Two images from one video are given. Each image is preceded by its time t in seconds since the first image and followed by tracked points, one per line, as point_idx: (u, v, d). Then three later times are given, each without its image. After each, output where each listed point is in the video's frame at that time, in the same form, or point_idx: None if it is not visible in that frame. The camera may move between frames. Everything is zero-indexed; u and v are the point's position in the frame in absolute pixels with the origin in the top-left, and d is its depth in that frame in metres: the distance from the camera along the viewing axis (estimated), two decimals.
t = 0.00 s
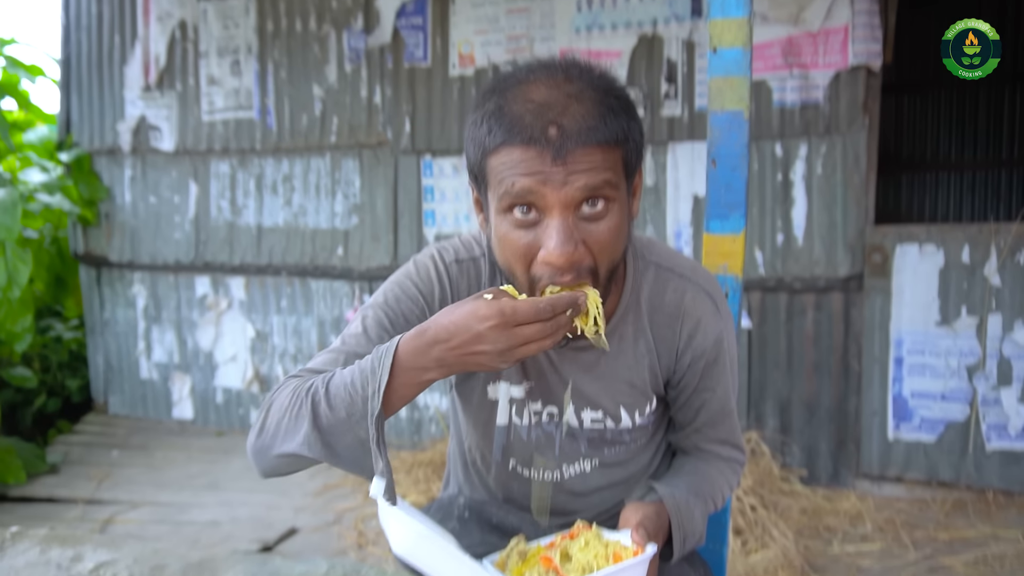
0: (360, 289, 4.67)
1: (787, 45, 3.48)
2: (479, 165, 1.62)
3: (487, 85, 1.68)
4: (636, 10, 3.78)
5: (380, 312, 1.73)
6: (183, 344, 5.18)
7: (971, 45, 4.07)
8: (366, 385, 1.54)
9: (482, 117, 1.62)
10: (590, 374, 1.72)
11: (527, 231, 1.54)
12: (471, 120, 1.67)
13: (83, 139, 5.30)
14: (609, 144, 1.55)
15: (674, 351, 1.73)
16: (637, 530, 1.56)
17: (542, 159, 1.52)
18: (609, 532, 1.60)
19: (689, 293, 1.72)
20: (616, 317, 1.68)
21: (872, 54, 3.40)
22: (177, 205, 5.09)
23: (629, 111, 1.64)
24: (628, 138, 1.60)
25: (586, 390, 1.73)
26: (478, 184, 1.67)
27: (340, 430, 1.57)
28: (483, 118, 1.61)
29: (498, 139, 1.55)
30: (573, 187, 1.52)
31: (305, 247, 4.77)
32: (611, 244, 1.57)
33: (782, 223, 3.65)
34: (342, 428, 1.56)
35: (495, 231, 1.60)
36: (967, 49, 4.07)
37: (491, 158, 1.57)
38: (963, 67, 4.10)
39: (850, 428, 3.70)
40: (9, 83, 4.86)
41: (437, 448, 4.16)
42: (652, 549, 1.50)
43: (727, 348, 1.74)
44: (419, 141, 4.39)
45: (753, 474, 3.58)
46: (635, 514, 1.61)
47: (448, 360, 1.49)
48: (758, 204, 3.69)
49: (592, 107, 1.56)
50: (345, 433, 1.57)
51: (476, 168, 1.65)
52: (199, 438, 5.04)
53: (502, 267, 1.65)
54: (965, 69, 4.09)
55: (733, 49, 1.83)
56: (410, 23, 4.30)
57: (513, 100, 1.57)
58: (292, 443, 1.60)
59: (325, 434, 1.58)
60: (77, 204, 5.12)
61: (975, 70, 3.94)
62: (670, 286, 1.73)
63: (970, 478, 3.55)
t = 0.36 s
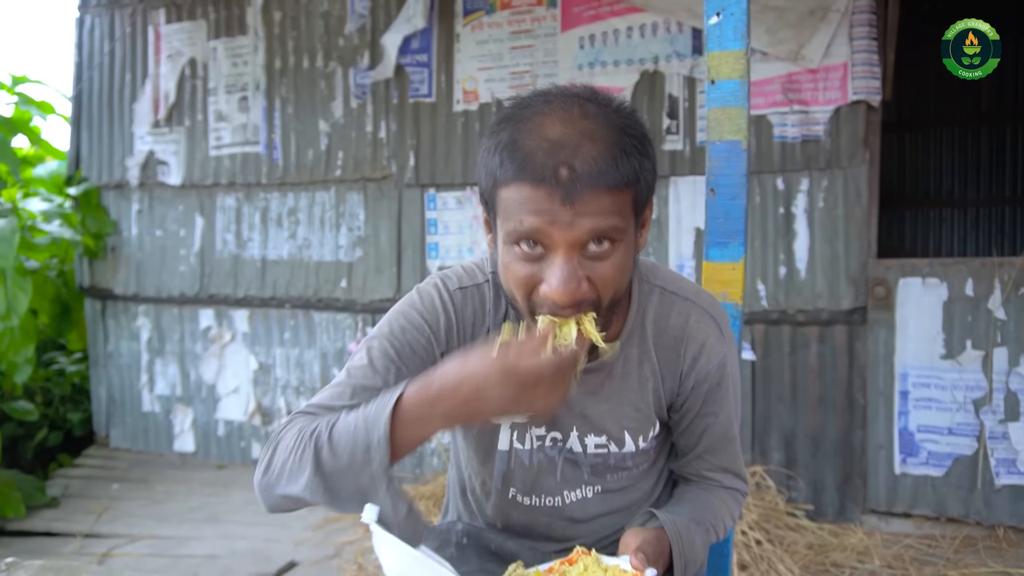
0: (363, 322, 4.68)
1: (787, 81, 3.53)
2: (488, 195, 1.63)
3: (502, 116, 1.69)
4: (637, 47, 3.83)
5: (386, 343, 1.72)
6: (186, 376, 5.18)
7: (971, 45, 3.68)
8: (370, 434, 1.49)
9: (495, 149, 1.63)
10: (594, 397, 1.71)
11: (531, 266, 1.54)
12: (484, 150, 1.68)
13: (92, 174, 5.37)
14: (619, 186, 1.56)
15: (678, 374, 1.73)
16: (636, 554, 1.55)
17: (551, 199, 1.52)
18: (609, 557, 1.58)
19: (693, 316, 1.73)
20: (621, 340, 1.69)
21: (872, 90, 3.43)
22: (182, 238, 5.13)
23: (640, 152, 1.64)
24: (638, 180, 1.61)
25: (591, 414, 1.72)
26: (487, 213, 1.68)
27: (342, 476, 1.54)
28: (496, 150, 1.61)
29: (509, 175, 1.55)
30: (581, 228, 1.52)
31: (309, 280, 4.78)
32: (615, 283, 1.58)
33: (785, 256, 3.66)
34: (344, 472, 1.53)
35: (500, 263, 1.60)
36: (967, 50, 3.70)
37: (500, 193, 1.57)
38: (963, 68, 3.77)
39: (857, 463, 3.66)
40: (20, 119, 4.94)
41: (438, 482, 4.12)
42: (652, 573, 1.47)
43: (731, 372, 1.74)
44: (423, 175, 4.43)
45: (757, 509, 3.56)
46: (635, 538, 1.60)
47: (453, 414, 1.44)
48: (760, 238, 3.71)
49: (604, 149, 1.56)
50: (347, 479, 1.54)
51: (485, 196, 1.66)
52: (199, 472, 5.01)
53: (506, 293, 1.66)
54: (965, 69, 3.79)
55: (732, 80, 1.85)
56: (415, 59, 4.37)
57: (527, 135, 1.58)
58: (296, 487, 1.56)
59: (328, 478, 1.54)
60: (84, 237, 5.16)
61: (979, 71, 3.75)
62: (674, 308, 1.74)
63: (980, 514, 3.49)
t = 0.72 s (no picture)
0: (362, 325, 4.67)
1: (786, 84, 3.53)
2: (471, 202, 1.61)
3: (487, 119, 1.64)
4: (637, 50, 3.83)
5: (379, 354, 1.71)
6: (185, 379, 5.17)
7: (972, 46, 3.70)
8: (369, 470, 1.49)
9: (478, 155, 1.59)
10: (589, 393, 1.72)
11: (513, 278, 1.53)
12: (468, 155, 1.65)
13: (93, 177, 5.38)
14: (601, 199, 1.51)
15: (674, 368, 1.73)
16: (630, 548, 1.54)
17: (531, 216, 1.49)
18: (604, 549, 1.58)
19: (688, 311, 1.73)
20: (616, 337, 1.69)
21: (870, 93, 3.43)
22: (182, 241, 5.14)
23: (627, 158, 1.59)
24: (623, 189, 1.56)
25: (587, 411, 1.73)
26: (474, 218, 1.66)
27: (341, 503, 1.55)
28: (478, 158, 1.58)
29: (490, 188, 1.53)
30: (561, 245, 1.49)
31: (309, 283, 4.78)
32: (600, 293, 1.56)
33: (784, 259, 3.66)
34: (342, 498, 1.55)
35: (486, 270, 1.60)
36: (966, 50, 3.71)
37: (482, 204, 1.55)
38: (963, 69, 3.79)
39: (857, 466, 3.64)
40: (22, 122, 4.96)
41: (437, 485, 4.11)
42: (645, 563, 1.46)
43: (727, 366, 1.74)
44: (422, 177, 4.44)
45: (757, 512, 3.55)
46: (630, 531, 1.59)
47: (458, 458, 1.43)
48: (759, 241, 3.70)
49: (588, 161, 1.51)
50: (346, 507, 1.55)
51: (468, 201, 1.64)
52: (198, 475, 5.00)
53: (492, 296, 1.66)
54: (964, 70, 3.79)
55: (728, 77, 1.85)
56: (415, 63, 4.38)
57: (509, 146, 1.54)
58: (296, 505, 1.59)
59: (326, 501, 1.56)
60: (85, 240, 5.17)
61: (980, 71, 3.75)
62: (669, 303, 1.74)
63: (980, 518, 3.47)
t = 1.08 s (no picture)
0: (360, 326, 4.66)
1: (785, 84, 3.53)
2: (465, 201, 1.57)
3: (471, 111, 1.59)
4: (636, 50, 3.83)
5: (372, 342, 1.70)
6: (182, 381, 5.15)
7: (973, 46, 3.70)
8: (369, 430, 1.52)
9: (469, 152, 1.55)
10: (584, 380, 1.70)
11: (518, 275, 1.53)
12: (456, 150, 1.60)
13: (91, 177, 5.37)
14: (602, 190, 1.50)
15: (669, 354, 1.72)
16: (627, 534, 1.52)
17: (535, 216, 1.47)
18: (602, 538, 1.55)
19: (681, 296, 1.72)
20: (609, 323, 1.68)
21: (870, 92, 3.42)
22: (180, 242, 5.13)
23: (619, 143, 1.57)
24: (617, 176, 1.55)
25: (582, 400, 1.72)
26: (465, 214, 1.63)
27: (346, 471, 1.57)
28: (471, 156, 1.54)
29: (489, 189, 1.50)
30: (567, 240, 1.48)
31: (307, 283, 4.77)
32: (601, 278, 1.58)
33: (784, 259, 3.65)
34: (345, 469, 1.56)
35: (484, 266, 1.59)
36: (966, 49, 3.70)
37: (480, 205, 1.52)
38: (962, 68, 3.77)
39: (857, 467, 3.63)
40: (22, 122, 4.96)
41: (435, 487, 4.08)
42: (643, 549, 1.43)
43: (723, 352, 1.72)
44: (421, 178, 4.43)
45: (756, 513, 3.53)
46: (627, 519, 1.57)
47: (463, 399, 1.46)
48: (759, 241, 3.69)
49: (584, 153, 1.49)
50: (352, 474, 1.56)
51: (459, 197, 1.60)
52: (194, 477, 4.97)
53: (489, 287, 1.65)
54: (964, 70, 3.77)
55: (728, 68, 1.84)
56: (414, 63, 4.37)
57: (503, 144, 1.50)
58: (298, 489, 1.60)
59: (330, 475, 1.58)
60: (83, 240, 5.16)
61: (979, 72, 3.74)
62: (662, 288, 1.73)
63: (981, 520, 3.46)
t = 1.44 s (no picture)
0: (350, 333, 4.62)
1: (776, 91, 3.54)
2: (464, 201, 1.53)
3: (459, 111, 1.57)
4: (627, 57, 3.83)
5: (359, 345, 1.67)
6: (169, 389, 5.10)
7: (970, 45, 3.72)
8: (366, 436, 1.50)
9: (465, 149, 1.52)
10: (574, 378, 1.69)
11: (527, 271, 1.49)
12: (448, 150, 1.57)
13: (79, 184, 5.33)
14: (603, 175, 1.50)
15: (658, 348, 1.70)
16: (619, 531, 1.50)
17: (545, 204, 1.44)
18: (594, 536, 1.53)
19: (669, 289, 1.71)
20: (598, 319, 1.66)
21: (860, 99, 3.43)
22: (169, 249, 5.09)
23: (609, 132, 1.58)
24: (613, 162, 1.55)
25: (572, 398, 1.70)
26: (460, 217, 1.58)
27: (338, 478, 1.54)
28: (469, 151, 1.51)
29: (494, 183, 1.46)
30: (576, 228, 1.46)
31: (296, 290, 4.73)
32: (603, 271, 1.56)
33: (775, 266, 3.65)
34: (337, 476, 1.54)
35: (487, 268, 1.53)
36: (966, 49, 3.72)
37: (484, 201, 1.48)
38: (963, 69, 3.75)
39: (848, 475, 3.61)
40: (10, 129, 4.94)
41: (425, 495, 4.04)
42: (635, 547, 1.41)
43: (713, 344, 1.71)
44: (412, 185, 4.41)
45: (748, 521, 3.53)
46: (618, 516, 1.55)
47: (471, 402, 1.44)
48: (750, 248, 3.69)
49: (583, 139, 1.49)
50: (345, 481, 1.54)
51: (455, 199, 1.56)
52: (181, 487, 4.91)
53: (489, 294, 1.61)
54: (965, 69, 3.77)
55: (719, 67, 1.84)
56: (405, 70, 4.37)
57: (503, 135, 1.48)
58: (287, 498, 1.57)
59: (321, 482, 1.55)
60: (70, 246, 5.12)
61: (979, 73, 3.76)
62: (650, 281, 1.71)
63: (973, 527, 3.44)
